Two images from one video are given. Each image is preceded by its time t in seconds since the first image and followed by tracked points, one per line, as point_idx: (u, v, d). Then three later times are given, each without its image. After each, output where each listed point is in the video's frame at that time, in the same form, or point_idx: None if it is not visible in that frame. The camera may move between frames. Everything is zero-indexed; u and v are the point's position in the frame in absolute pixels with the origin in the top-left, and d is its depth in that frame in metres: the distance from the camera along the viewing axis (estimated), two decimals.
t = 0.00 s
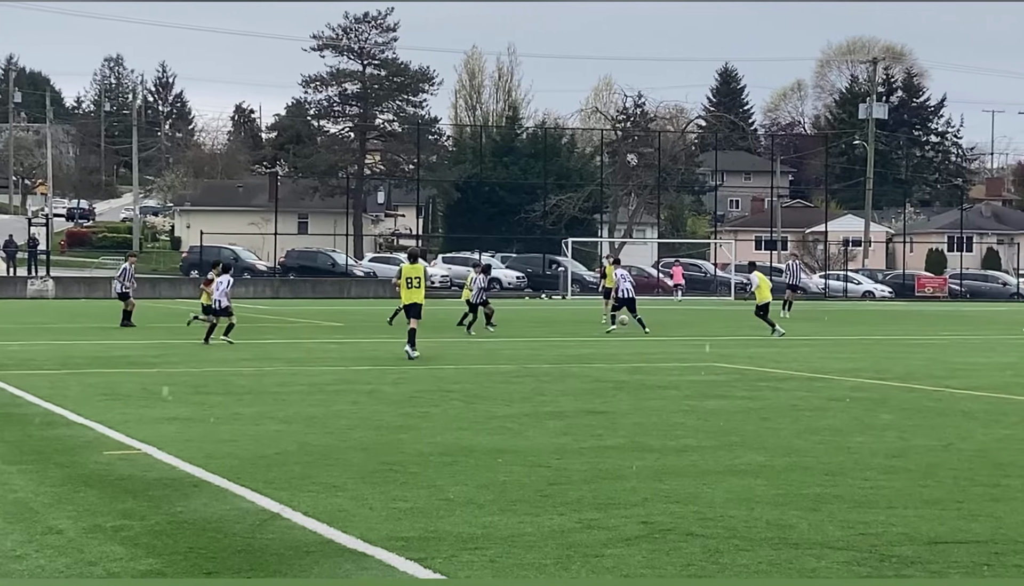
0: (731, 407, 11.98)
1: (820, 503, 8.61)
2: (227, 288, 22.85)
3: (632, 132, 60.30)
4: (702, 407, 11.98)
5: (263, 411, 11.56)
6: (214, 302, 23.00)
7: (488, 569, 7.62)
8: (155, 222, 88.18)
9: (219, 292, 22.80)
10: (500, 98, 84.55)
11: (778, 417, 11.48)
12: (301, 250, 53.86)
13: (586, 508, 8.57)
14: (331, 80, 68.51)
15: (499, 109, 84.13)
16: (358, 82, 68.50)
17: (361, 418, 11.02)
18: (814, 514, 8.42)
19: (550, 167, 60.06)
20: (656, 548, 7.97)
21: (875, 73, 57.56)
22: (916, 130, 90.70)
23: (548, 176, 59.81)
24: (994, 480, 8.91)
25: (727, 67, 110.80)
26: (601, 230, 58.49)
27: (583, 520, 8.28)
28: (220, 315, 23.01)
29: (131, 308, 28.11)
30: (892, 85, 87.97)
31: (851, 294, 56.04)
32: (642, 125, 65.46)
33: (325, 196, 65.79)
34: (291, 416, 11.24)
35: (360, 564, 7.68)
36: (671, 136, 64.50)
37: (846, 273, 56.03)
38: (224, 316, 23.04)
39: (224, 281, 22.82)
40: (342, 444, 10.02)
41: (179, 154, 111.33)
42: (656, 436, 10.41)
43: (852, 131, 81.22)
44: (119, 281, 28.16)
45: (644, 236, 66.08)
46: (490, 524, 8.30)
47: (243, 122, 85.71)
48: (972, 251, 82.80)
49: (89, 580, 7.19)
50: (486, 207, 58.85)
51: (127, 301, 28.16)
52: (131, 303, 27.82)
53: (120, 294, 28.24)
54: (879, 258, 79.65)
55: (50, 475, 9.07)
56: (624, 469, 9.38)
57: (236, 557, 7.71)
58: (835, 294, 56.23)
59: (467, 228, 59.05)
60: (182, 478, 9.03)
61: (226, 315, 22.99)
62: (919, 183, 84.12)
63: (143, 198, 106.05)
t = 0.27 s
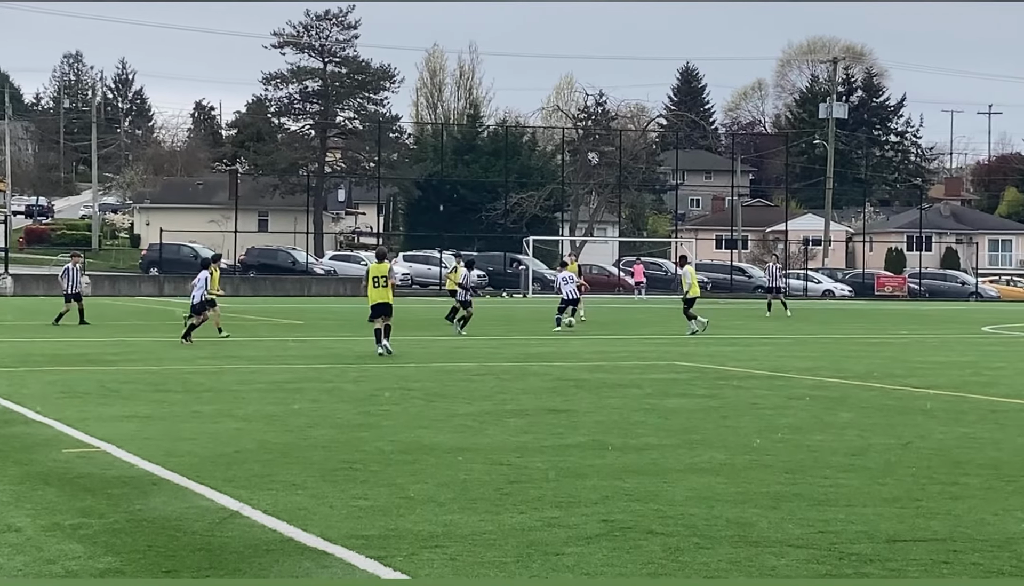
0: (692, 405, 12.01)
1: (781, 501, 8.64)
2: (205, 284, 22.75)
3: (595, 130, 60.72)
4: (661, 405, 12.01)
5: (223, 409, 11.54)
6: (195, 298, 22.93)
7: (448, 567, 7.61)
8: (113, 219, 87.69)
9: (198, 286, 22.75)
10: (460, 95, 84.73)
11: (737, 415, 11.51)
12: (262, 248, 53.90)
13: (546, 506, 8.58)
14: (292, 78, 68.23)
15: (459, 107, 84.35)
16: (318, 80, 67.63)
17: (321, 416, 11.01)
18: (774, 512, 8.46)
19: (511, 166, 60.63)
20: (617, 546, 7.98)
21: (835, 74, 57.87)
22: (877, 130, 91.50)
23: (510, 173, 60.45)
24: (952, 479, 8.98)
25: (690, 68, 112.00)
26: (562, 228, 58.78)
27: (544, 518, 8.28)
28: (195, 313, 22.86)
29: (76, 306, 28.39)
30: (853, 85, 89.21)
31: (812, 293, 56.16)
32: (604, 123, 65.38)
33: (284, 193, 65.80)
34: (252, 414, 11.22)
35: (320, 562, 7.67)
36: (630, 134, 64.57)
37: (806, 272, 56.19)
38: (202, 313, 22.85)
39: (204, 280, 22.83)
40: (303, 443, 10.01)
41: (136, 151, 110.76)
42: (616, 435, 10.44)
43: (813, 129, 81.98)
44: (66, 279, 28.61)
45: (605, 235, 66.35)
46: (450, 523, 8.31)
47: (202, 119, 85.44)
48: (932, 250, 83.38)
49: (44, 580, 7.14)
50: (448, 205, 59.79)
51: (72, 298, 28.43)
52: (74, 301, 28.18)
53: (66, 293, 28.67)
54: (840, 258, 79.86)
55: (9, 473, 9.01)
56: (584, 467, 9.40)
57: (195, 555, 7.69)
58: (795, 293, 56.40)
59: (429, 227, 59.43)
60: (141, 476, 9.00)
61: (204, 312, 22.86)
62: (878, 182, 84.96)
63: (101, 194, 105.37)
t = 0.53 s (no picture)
0: (654, 404, 12.10)
1: (745, 499, 8.66)
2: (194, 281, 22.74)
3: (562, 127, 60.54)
4: (626, 404, 12.06)
5: (188, 406, 11.58)
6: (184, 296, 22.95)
7: (413, 564, 7.60)
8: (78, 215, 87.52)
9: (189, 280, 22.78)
10: (427, 93, 85.31)
11: (700, 414, 11.56)
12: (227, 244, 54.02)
13: (511, 504, 8.58)
14: (257, 74, 67.29)
15: (425, 104, 84.93)
16: (285, 77, 67.55)
17: (286, 414, 11.02)
18: (739, 509, 8.47)
19: (476, 163, 61.46)
20: (581, 544, 7.97)
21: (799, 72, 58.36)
22: (841, 128, 92.51)
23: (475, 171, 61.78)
24: (916, 477, 9.03)
25: (654, 65, 113.27)
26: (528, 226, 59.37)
27: (508, 516, 8.28)
28: (184, 310, 22.87)
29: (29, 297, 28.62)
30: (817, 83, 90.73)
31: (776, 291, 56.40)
32: (569, 120, 65.56)
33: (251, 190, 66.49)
34: (216, 412, 11.22)
35: (284, 559, 7.65)
36: (596, 132, 64.89)
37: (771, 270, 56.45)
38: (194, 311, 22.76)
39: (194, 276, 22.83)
40: (267, 441, 10.01)
41: (102, 147, 110.42)
42: (580, 433, 10.46)
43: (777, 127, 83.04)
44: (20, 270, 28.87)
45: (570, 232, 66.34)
46: (415, 520, 8.30)
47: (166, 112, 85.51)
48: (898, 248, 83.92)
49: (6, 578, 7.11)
50: (412, 203, 61.03)
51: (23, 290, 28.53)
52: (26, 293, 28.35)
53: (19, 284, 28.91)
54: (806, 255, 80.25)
55: None
56: (549, 464, 9.42)
57: (159, 552, 7.65)
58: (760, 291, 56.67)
59: (395, 224, 61.10)
60: (105, 474, 8.98)
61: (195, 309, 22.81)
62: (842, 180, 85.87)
63: (68, 190, 105.05)
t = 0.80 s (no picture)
0: (623, 402, 12.15)
1: (714, 497, 8.68)
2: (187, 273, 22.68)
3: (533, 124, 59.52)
4: (595, 402, 12.10)
5: (157, 404, 11.60)
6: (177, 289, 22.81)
7: (382, 562, 7.58)
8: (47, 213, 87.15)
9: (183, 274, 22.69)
10: (396, 91, 85.52)
11: (668, 413, 11.60)
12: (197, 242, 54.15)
13: (481, 501, 8.58)
14: (226, 72, 67.04)
15: (395, 103, 85.10)
16: (255, 75, 67.38)
17: (255, 412, 11.03)
18: (708, 507, 8.48)
19: (445, 162, 61.95)
20: (550, 542, 7.97)
21: (770, 70, 58.29)
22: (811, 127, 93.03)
23: (445, 169, 61.97)
24: (884, 476, 9.06)
25: (624, 63, 113.88)
26: (497, 224, 59.68)
27: (478, 514, 8.27)
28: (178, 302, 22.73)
29: None
30: (788, 83, 91.43)
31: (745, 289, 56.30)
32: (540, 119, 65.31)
33: (219, 188, 66.50)
34: (186, 409, 11.24)
35: (253, 557, 7.63)
36: (566, 130, 64.89)
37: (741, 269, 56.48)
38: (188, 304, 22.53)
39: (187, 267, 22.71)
40: (236, 438, 10.02)
41: (72, 144, 109.93)
42: (549, 431, 10.48)
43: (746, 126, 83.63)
44: None
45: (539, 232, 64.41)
46: (384, 518, 8.29)
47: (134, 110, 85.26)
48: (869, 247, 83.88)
49: None
50: (384, 201, 60.71)
51: None
52: None
53: None
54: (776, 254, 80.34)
55: None
56: (519, 463, 9.43)
57: (127, 550, 7.63)
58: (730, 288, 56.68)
59: (365, 222, 60.75)
60: (74, 472, 8.98)
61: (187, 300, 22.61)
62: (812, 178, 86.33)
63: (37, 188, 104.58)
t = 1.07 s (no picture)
0: (594, 401, 12.17)
1: (685, 496, 8.69)
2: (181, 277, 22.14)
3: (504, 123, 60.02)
4: (566, 401, 12.11)
5: (127, 403, 11.60)
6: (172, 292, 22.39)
7: (353, 561, 7.57)
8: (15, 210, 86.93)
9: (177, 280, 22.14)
10: (368, 90, 85.73)
11: (638, 412, 11.60)
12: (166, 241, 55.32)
13: (452, 500, 8.58)
14: (197, 70, 67.07)
15: (367, 101, 85.25)
16: (226, 73, 67.48)
17: (225, 411, 11.03)
18: (679, 506, 8.49)
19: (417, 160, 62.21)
20: (521, 541, 7.97)
21: (741, 69, 58.79)
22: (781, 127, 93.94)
23: (416, 168, 62.01)
24: (855, 474, 9.09)
25: (593, 61, 114.61)
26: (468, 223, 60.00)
27: (449, 513, 8.27)
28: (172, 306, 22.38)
29: None
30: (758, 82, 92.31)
31: (717, 288, 56.57)
32: (514, 118, 65.51)
33: (189, 186, 66.38)
34: (156, 408, 11.24)
35: (223, 556, 7.62)
36: (538, 130, 65.28)
37: (711, 268, 56.62)
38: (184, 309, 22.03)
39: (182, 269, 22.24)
40: (206, 437, 10.02)
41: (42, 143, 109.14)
42: (519, 430, 10.49)
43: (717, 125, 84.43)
44: None
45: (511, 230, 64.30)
46: (355, 517, 8.28)
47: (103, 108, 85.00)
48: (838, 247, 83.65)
49: None
50: (354, 198, 60.66)
51: None
52: None
53: None
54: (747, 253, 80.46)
55: None
56: (489, 461, 9.44)
57: (96, 550, 7.61)
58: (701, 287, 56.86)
59: (336, 221, 60.99)
60: (43, 470, 8.97)
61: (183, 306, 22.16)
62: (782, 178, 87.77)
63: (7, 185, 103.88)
